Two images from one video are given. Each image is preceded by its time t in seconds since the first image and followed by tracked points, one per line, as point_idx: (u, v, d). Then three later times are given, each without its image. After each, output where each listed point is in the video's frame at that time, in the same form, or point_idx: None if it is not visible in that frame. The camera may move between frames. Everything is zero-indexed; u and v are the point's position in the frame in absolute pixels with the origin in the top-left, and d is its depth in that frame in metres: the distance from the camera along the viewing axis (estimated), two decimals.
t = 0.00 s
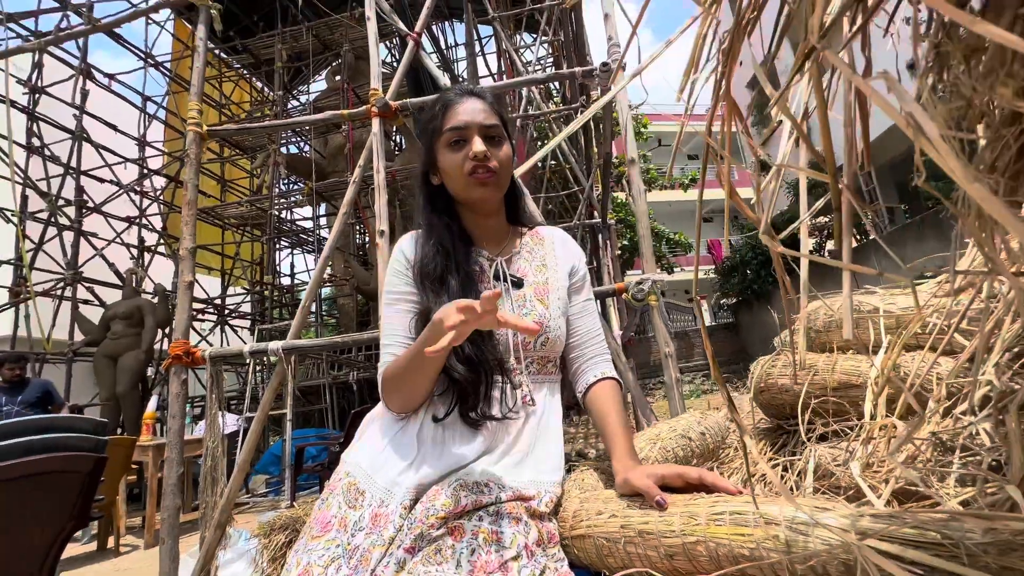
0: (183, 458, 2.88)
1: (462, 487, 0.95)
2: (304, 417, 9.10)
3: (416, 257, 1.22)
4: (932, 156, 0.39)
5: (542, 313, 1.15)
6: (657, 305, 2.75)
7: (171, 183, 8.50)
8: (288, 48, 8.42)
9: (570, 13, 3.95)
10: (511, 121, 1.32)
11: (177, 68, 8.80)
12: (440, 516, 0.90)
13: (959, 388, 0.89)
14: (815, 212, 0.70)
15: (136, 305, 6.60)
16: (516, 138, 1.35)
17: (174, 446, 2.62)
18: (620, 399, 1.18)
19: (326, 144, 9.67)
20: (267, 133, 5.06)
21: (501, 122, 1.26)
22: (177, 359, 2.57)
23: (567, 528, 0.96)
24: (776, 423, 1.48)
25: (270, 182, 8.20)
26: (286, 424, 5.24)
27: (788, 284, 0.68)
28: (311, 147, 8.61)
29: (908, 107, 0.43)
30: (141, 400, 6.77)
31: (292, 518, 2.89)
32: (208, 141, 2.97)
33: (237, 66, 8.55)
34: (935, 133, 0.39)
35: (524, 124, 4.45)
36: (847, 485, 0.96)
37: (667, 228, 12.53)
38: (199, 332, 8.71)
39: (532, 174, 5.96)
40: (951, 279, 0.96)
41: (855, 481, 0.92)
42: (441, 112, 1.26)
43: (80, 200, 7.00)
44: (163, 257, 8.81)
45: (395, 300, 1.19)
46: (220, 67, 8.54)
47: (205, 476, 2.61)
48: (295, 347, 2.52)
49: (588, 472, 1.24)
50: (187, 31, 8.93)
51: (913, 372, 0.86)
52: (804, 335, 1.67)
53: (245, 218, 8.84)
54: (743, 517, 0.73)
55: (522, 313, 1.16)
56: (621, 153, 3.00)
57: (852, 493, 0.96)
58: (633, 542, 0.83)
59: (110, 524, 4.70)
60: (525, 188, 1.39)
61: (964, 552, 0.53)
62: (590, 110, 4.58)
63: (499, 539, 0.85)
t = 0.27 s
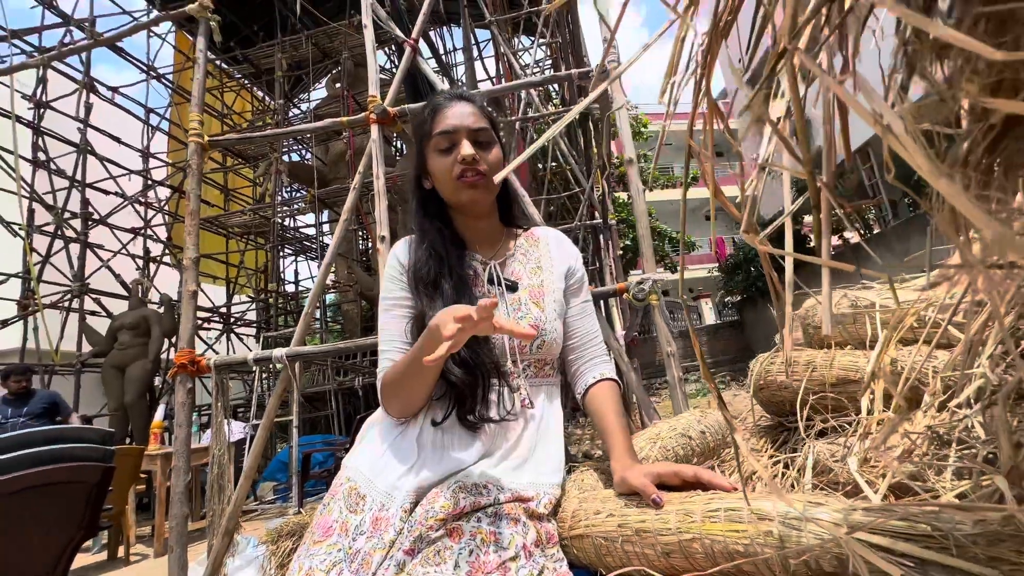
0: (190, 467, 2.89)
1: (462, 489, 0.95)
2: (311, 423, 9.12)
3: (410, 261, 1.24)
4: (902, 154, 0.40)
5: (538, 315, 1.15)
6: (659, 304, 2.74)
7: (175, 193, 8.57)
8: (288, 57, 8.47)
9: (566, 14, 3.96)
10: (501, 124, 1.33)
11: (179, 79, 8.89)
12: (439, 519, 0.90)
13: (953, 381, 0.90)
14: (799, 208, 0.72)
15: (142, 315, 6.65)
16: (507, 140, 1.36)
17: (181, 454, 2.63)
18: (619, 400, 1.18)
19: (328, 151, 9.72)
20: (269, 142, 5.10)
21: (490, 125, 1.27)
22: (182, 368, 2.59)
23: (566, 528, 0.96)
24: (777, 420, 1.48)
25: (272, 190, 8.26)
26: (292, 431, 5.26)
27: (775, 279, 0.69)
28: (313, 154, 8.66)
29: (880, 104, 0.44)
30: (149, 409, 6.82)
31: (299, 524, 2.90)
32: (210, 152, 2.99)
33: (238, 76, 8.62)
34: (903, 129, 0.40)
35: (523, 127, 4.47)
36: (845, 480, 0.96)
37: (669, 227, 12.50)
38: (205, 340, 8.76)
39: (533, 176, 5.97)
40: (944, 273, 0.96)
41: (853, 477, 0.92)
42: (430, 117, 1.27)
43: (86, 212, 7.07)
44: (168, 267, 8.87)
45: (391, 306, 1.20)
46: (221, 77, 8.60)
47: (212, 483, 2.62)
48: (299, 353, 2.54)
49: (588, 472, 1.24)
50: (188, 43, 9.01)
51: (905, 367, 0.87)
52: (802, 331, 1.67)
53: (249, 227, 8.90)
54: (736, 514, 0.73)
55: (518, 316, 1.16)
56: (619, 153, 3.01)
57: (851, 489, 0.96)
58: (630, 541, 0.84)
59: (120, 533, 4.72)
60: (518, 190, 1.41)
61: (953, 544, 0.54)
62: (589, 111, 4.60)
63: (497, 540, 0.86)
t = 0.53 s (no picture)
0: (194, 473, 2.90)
1: (459, 492, 0.95)
2: (316, 428, 9.13)
3: (402, 265, 1.24)
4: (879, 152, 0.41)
5: (531, 319, 1.15)
6: (659, 304, 2.74)
7: (177, 201, 8.61)
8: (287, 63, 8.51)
9: (562, 16, 3.96)
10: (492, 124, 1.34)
11: (180, 88, 8.94)
12: (436, 522, 0.91)
13: (950, 375, 0.89)
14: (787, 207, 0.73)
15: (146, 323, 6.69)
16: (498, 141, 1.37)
17: (185, 461, 2.64)
18: (615, 400, 1.17)
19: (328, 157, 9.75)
20: (269, 149, 5.12)
21: (480, 126, 1.27)
22: (185, 375, 2.60)
23: (564, 529, 0.96)
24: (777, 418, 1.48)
25: (274, 196, 8.29)
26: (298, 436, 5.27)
27: (767, 279, 0.70)
28: (314, 160, 8.69)
29: (858, 102, 0.44)
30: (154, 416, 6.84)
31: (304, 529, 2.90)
32: (210, 160, 3.00)
33: (238, 84, 8.67)
34: (880, 126, 0.41)
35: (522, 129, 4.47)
36: (844, 477, 0.96)
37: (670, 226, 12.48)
38: (209, 347, 8.78)
39: (533, 178, 5.97)
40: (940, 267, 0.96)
41: (852, 474, 0.92)
42: (420, 119, 1.28)
43: (89, 222, 7.10)
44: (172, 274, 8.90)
45: (384, 312, 1.21)
46: (221, 85, 8.65)
47: (216, 490, 2.62)
48: (301, 358, 2.55)
49: (587, 472, 1.24)
50: (188, 52, 9.07)
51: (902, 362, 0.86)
52: (802, 328, 1.67)
53: (251, 233, 8.94)
54: (732, 511, 0.73)
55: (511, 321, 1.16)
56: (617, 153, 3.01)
57: (852, 485, 0.96)
58: (628, 540, 0.84)
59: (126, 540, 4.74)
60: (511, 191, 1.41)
61: (945, 535, 0.54)
62: (588, 112, 4.60)
63: (494, 542, 0.86)
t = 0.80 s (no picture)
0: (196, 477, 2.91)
1: (454, 494, 0.95)
2: (318, 431, 9.13)
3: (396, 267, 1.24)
4: (859, 147, 0.41)
5: (526, 318, 1.15)
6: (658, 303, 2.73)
7: (177, 206, 8.61)
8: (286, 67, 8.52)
9: (559, 16, 3.96)
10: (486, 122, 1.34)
11: (179, 93, 8.95)
12: (430, 525, 0.90)
13: (941, 373, 0.89)
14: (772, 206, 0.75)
15: (147, 328, 6.70)
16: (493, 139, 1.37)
17: (186, 465, 2.64)
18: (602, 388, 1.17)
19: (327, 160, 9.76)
20: (268, 152, 5.12)
21: (474, 124, 1.27)
22: (185, 380, 2.60)
23: (560, 529, 0.96)
24: (775, 417, 1.48)
25: (273, 200, 8.30)
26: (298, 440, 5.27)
27: (753, 279, 0.71)
28: (313, 163, 8.70)
29: (840, 96, 0.44)
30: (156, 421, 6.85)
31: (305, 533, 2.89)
32: (208, 164, 3.00)
33: (237, 88, 8.68)
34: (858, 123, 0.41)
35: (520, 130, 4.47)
36: (838, 475, 0.95)
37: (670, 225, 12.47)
38: (211, 351, 8.79)
39: (532, 179, 5.97)
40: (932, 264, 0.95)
41: (847, 472, 0.91)
42: (413, 117, 1.28)
43: (90, 227, 7.11)
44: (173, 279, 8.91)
45: (378, 313, 1.21)
46: (220, 89, 8.66)
47: (217, 494, 2.62)
48: (300, 362, 2.54)
49: (584, 473, 1.24)
50: (187, 56, 9.09)
51: (894, 359, 0.86)
52: (798, 327, 1.67)
53: (251, 237, 8.95)
54: (725, 511, 0.73)
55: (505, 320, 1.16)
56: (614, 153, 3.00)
57: (846, 484, 0.95)
58: (621, 540, 0.84)
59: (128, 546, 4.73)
60: (506, 189, 1.41)
61: (933, 531, 0.53)
62: (586, 113, 4.59)
63: (488, 544, 0.85)
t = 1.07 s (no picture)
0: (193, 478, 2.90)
1: (448, 493, 0.95)
2: (316, 431, 9.11)
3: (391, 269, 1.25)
4: (853, 146, 0.41)
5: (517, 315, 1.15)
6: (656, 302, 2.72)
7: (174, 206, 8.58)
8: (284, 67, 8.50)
9: (558, 17, 3.95)
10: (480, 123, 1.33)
11: (177, 93, 8.92)
12: (425, 525, 0.90)
13: (937, 372, 0.89)
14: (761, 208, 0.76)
15: (145, 328, 6.68)
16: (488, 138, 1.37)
17: (183, 466, 2.63)
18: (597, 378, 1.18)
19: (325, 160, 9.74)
20: (266, 152, 5.10)
21: (469, 123, 1.27)
22: (182, 380, 2.59)
23: (556, 528, 0.96)
24: (773, 416, 1.48)
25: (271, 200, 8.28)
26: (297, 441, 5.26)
27: (748, 279, 0.72)
28: (311, 163, 8.68)
29: (833, 96, 0.44)
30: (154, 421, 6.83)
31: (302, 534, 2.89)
32: (205, 164, 2.99)
33: (235, 88, 8.65)
34: (851, 121, 0.41)
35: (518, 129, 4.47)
36: (834, 474, 0.96)
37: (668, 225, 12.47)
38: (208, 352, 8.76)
39: (530, 178, 5.96)
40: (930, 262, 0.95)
41: (843, 471, 0.91)
42: (408, 119, 1.27)
43: (87, 228, 7.07)
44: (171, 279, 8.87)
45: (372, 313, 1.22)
46: (218, 89, 8.64)
47: (214, 495, 2.61)
48: (298, 362, 2.54)
49: (580, 472, 1.23)
50: (185, 56, 9.06)
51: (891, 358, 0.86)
52: (795, 326, 1.67)
53: (249, 237, 8.92)
54: (721, 511, 0.72)
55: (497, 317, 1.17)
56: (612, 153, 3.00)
57: (841, 483, 0.96)
58: (617, 539, 0.84)
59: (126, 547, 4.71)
60: (501, 189, 1.41)
61: (928, 530, 0.53)
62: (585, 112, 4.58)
63: (483, 544, 0.85)
